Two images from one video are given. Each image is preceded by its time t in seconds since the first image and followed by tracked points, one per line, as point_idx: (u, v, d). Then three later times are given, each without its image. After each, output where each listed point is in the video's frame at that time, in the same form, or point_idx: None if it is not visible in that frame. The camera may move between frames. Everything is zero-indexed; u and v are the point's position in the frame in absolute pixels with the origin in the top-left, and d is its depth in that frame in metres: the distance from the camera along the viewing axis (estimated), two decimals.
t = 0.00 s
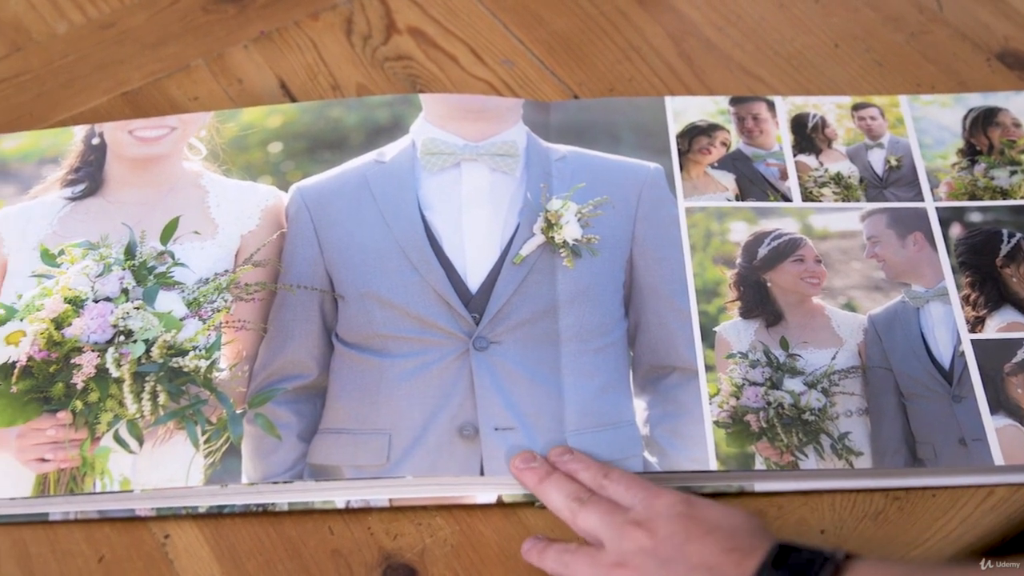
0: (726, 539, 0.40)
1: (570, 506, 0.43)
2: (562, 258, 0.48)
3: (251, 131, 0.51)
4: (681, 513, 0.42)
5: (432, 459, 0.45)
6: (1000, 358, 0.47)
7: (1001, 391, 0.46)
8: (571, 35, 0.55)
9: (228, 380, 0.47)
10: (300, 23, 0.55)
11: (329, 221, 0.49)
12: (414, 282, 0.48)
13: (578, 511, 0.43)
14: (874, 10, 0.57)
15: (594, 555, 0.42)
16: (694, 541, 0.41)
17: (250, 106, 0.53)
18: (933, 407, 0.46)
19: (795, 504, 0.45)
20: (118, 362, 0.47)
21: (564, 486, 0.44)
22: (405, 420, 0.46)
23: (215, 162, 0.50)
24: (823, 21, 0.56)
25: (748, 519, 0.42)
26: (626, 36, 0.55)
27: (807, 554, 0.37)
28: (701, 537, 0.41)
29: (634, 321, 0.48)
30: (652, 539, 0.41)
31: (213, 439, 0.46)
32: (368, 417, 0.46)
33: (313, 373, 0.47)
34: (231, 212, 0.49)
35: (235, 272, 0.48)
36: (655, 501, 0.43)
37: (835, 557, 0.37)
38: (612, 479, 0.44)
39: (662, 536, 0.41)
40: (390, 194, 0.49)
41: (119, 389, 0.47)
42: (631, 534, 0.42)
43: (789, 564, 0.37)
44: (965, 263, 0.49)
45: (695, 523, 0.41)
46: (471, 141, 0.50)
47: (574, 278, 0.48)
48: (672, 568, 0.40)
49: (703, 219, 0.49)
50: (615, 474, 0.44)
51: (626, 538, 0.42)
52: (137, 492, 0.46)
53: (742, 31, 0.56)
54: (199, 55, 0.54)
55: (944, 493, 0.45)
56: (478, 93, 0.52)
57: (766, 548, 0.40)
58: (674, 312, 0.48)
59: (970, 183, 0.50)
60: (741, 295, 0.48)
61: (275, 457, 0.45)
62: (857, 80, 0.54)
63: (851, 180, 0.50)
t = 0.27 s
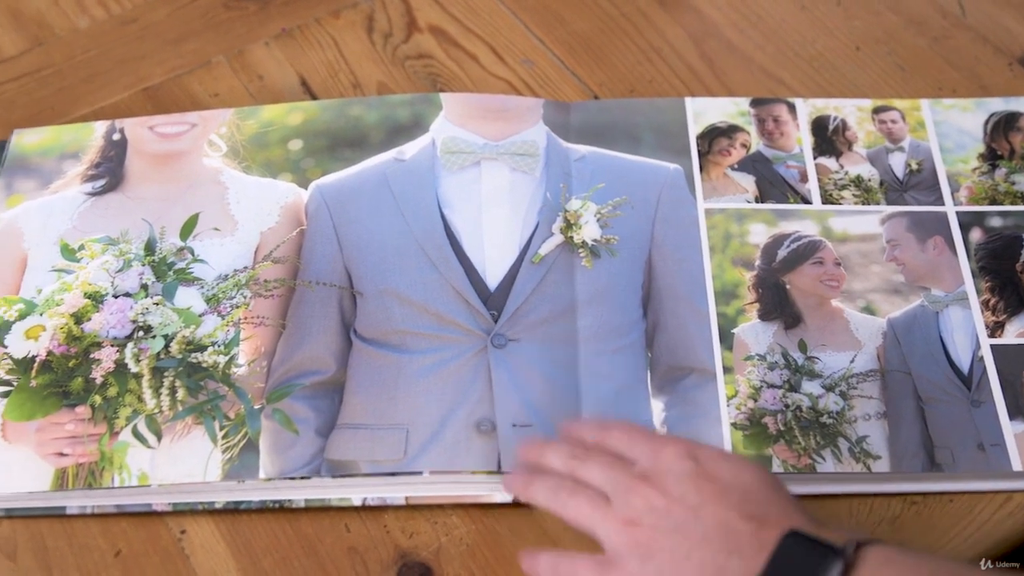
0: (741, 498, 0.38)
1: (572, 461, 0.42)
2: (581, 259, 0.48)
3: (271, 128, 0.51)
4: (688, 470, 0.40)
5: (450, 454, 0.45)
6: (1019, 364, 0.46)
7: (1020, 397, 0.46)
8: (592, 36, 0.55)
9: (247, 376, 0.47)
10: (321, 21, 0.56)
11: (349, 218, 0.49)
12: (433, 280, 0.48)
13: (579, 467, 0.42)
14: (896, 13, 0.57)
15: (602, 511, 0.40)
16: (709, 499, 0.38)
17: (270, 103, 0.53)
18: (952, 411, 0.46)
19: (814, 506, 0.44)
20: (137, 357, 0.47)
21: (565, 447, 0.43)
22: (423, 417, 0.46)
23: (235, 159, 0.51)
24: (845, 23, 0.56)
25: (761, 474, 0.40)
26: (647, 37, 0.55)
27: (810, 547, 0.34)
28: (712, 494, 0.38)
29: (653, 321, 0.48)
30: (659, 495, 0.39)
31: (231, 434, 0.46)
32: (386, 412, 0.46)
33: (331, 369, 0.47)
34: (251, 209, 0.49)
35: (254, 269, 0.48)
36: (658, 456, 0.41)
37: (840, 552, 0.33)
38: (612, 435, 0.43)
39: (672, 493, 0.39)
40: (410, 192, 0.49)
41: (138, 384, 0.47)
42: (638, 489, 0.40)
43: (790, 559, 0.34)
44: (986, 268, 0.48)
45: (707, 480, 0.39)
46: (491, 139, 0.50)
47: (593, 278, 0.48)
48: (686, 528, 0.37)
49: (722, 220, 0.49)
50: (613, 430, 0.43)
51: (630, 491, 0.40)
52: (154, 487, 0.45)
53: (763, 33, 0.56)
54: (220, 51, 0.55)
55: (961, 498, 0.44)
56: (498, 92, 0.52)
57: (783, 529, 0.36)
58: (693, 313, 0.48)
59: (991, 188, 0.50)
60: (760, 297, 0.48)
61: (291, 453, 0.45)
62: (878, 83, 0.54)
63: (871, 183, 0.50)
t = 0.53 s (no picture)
0: (601, 278, 0.37)
1: (420, 264, 0.40)
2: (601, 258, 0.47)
3: (291, 123, 0.52)
4: (567, 249, 0.38)
5: (466, 451, 0.45)
6: None
7: None
8: (613, 36, 0.55)
9: (264, 368, 0.47)
10: (342, 19, 0.56)
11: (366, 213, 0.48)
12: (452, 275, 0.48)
13: (474, 208, 0.40)
14: (918, 17, 0.56)
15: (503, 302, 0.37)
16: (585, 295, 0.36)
17: (290, 99, 0.53)
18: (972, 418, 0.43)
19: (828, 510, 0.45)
20: (155, 350, 0.47)
21: (426, 206, 0.40)
22: (441, 412, 0.46)
23: (255, 154, 0.51)
24: (866, 27, 0.56)
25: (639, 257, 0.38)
26: (668, 38, 0.55)
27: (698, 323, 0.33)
28: (591, 270, 0.37)
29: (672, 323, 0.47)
30: (538, 269, 0.38)
31: (247, 426, 0.46)
32: (403, 405, 0.46)
33: (349, 363, 0.47)
34: (270, 204, 0.50)
35: (273, 262, 0.48)
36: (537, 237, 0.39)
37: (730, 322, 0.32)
38: (481, 203, 0.40)
39: (550, 262, 0.38)
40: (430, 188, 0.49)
41: (155, 377, 0.47)
42: (516, 267, 0.38)
43: (675, 329, 0.33)
44: (1005, 274, 0.47)
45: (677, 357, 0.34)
46: (510, 138, 0.50)
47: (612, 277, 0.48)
48: (572, 309, 0.36)
49: (742, 223, 0.49)
50: (483, 197, 0.40)
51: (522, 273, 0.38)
52: (171, 482, 0.45)
53: (784, 36, 0.56)
54: (241, 49, 0.55)
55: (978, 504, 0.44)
56: (519, 92, 0.53)
57: (670, 296, 0.35)
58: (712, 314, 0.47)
59: (1012, 193, 0.50)
60: (779, 300, 0.47)
61: (308, 445, 0.45)
62: (899, 87, 0.54)
63: (891, 188, 0.50)
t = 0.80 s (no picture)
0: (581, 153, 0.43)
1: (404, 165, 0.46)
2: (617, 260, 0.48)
3: (311, 121, 0.52)
4: (545, 136, 0.45)
5: (483, 450, 0.45)
6: None
7: None
8: (633, 38, 0.55)
9: (281, 366, 0.47)
10: (362, 17, 0.56)
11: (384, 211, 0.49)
12: (471, 274, 0.48)
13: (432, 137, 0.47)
14: (939, 22, 0.56)
15: (459, 174, 0.45)
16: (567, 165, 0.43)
17: (310, 97, 0.53)
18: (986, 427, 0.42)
19: (844, 515, 0.45)
20: (172, 346, 0.47)
21: (413, 117, 0.48)
22: (457, 411, 0.46)
23: (274, 151, 0.51)
24: (887, 31, 0.56)
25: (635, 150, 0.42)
26: (688, 40, 0.55)
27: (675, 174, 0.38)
28: (568, 152, 0.44)
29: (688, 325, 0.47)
30: (516, 155, 0.44)
31: (263, 423, 0.45)
32: (419, 404, 0.46)
33: (366, 360, 0.47)
34: (289, 202, 0.50)
35: (291, 260, 0.48)
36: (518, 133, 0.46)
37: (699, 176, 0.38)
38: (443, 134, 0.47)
39: (524, 151, 0.44)
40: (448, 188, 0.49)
41: (173, 372, 0.47)
42: (496, 153, 0.45)
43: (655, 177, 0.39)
44: None
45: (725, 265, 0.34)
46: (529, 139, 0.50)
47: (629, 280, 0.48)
48: (553, 174, 0.43)
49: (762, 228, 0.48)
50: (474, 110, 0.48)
51: (498, 157, 0.44)
52: (188, 477, 0.45)
53: (805, 39, 0.55)
54: (261, 46, 0.55)
55: (994, 510, 0.45)
56: (538, 92, 0.53)
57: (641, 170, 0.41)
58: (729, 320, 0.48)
59: None
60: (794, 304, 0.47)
61: (324, 443, 0.45)
62: (920, 90, 0.54)
63: (910, 192, 0.50)
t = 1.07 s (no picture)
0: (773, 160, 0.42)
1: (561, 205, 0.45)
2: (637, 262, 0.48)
3: (332, 119, 0.52)
4: (704, 148, 0.45)
5: (500, 449, 0.45)
6: None
7: None
8: (653, 38, 0.55)
9: (300, 363, 0.47)
10: (383, 16, 0.57)
11: (408, 210, 0.49)
12: (489, 275, 0.48)
13: (607, 146, 0.47)
14: (962, 26, 0.56)
15: (624, 175, 0.45)
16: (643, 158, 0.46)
17: (332, 96, 0.54)
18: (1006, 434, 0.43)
19: (862, 520, 0.45)
20: (191, 342, 0.47)
21: (586, 122, 0.49)
22: (475, 410, 0.46)
23: (294, 149, 0.51)
24: (909, 35, 0.56)
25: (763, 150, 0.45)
26: (709, 42, 0.55)
27: (804, 174, 0.36)
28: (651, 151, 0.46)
29: (707, 328, 0.47)
30: (650, 181, 0.44)
31: (282, 420, 0.46)
32: (437, 404, 0.46)
33: (384, 359, 0.47)
34: (308, 199, 0.50)
35: (311, 258, 0.48)
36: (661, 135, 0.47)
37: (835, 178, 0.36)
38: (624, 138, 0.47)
39: (681, 156, 0.45)
40: (468, 187, 0.49)
41: (192, 368, 0.47)
42: (609, 151, 0.47)
43: (794, 175, 0.37)
44: None
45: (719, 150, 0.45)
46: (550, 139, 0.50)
47: (648, 283, 0.48)
48: (681, 173, 0.43)
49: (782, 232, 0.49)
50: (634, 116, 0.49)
51: (655, 162, 0.45)
52: (205, 473, 0.45)
53: (826, 42, 0.56)
54: (282, 43, 0.56)
55: (1013, 518, 0.45)
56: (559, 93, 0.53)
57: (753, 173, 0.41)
58: (748, 322, 0.48)
59: None
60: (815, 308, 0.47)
61: (344, 440, 0.45)
62: (941, 95, 0.54)
63: (931, 197, 0.50)
